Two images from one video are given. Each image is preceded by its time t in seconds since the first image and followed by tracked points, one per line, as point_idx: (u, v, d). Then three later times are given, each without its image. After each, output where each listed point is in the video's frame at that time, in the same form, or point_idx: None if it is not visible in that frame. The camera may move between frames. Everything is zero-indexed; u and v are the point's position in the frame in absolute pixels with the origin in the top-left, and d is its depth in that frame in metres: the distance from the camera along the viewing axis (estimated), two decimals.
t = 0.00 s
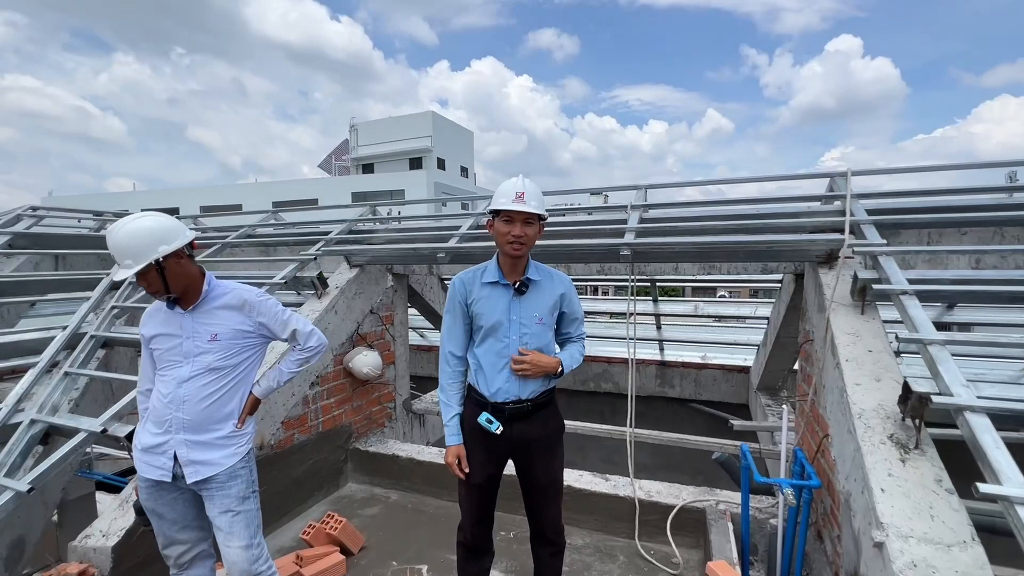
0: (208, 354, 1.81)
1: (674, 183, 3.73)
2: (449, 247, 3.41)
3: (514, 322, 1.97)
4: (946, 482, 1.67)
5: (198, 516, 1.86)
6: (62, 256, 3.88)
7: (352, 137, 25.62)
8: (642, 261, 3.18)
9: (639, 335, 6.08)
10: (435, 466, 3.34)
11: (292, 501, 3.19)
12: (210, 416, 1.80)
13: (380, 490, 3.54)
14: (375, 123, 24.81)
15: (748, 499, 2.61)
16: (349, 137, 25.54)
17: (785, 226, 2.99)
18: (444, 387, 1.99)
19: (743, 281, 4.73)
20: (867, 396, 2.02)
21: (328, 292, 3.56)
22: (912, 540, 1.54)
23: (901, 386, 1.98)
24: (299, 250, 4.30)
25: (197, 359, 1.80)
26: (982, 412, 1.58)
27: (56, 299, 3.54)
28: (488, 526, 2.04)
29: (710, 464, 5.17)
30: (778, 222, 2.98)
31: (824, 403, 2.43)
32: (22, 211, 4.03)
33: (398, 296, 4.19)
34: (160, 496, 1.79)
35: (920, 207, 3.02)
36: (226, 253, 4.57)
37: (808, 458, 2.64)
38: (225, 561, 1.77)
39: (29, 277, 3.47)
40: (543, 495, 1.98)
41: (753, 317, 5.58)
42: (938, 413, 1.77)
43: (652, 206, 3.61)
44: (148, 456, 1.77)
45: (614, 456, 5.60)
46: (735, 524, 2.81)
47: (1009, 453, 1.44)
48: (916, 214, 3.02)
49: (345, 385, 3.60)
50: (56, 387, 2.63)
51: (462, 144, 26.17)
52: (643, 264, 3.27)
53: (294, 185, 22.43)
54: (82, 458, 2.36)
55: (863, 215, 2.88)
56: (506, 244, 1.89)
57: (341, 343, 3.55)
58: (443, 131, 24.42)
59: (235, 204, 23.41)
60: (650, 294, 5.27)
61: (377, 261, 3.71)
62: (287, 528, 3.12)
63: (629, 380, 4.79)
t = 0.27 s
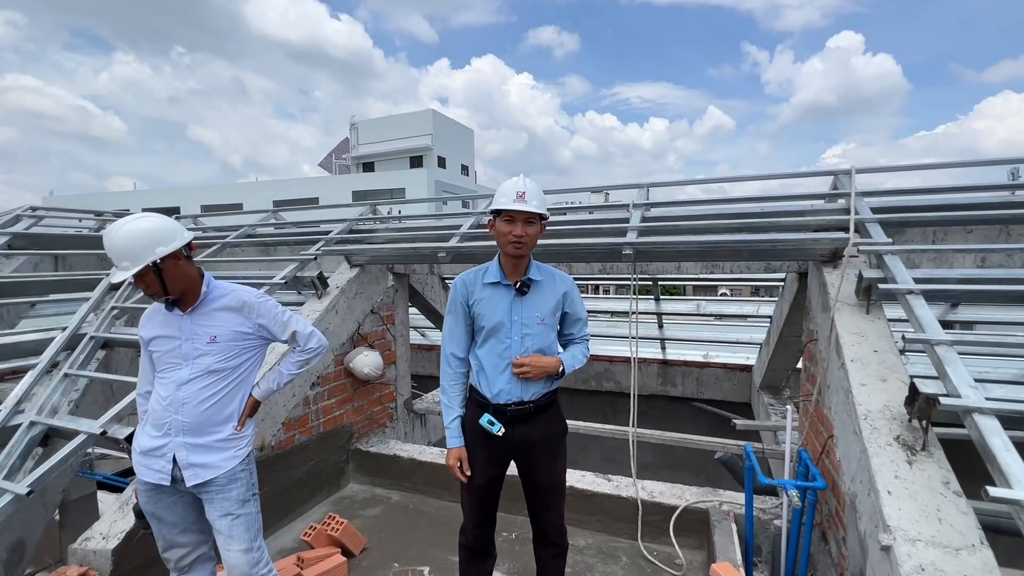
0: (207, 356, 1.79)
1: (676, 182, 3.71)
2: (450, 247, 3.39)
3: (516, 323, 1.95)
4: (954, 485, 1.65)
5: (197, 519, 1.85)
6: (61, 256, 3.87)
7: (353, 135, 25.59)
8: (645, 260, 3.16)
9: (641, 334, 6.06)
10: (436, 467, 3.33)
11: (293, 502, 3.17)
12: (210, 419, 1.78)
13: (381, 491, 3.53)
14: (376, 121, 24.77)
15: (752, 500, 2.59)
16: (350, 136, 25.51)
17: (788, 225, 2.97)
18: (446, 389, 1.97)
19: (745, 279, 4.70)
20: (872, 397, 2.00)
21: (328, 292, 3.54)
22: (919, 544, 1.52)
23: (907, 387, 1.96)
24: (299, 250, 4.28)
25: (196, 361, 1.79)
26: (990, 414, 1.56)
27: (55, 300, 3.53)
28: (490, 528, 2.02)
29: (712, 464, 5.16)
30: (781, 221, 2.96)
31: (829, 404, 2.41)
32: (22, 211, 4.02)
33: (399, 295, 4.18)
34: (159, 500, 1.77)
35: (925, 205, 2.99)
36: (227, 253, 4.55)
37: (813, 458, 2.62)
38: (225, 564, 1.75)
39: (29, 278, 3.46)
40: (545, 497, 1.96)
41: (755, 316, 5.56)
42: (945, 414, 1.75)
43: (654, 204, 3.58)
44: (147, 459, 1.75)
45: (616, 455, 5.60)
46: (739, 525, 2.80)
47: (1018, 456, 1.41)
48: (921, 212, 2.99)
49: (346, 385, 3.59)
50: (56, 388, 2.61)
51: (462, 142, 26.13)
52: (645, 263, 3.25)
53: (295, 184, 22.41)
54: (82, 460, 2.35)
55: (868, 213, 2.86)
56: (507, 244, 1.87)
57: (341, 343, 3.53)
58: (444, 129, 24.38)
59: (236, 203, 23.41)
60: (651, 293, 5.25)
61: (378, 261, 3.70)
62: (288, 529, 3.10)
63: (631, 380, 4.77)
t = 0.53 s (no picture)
0: (211, 358, 1.80)
1: (677, 181, 3.71)
2: (451, 247, 3.39)
3: (518, 323, 1.95)
4: (955, 484, 1.66)
5: (201, 519, 1.85)
6: (63, 257, 3.87)
7: (353, 134, 25.58)
8: (646, 260, 3.17)
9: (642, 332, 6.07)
10: (438, 466, 3.34)
11: (296, 501, 3.18)
12: (213, 420, 1.79)
13: (383, 490, 3.54)
14: (376, 120, 24.76)
15: (754, 500, 2.60)
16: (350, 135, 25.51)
17: (789, 225, 2.97)
18: (448, 390, 1.98)
19: (746, 278, 4.71)
20: (874, 396, 2.00)
21: (330, 292, 3.55)
22: (920, 543, 1.53)
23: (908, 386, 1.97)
24: (301, 250, 4.29)
25: (200, 362, 1.79)
26: (991, 414, 1.56)
27: (58, 300, 3.53)
28: (492, 528, 2.03)
29: (713, 462, 5.17)
30: (782, 220, 2.96)
31: (830, 403, 2.41)
32: (23, 211, 4.02)
33: (400, 295, 4.18)
34: (163, 500, 1.78)
35: (927, 204, 2.99)
36: (228, 253, 4.56)
37: (814, 457, 2.63)
38: (230, 564, 1.76)
39: (31, 279, 3.47)
40: (548, 497, 1.97)
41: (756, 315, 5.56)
42: (946, 414, 1.75)
43: (655, 204, 3.58)
44: (151, 460, 1.76)
45: (617, 454, 5.62)
46: (740, 524, 2.81)
47: (1020, 456, 1.42)
48: (922, 211, 3.00)
49: (348, 385, 3.60)
50: (59, 389, 2.62)
51: (463, 140, 26.10)
52: (647, 262, 3.26)
53: (295, 183, 22.41)
54: (85, 461, 2.36)
55: (869, 213, 2.86)
56: (509, 246, 1.88)
57: (343, 343, 3.54)
58: (444, 128, 24.37)
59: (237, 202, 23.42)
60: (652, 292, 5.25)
61: (379, 261, 3.70)
62: (291, 528, 3.11)
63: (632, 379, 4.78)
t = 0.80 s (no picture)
0: (218, 357, 1.84)
1: (677, 181, 3.73)
2: (453, 247, 3.42)
3: (519, 322, 1.98)
4: (948, 481, 1.69)
5: (208, 515, 1.89)
6: (69, 257, 3.91)
7: (354, 132, 25.60)
8: (646, 259, 3.20)
9: (642, 331, 6.09)
10: (440, 464, 3.37)
11: (300, 498, 3.22)
12: (220, 418, 1.82)
13: (386, 487, 3.57)
14: (377, 118, 24.78)
15: (752, 497, 2.63)
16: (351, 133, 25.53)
17: (788, 225, 2.99)
18: (450, 388, 2.01)
19: (746, 277, 4.73)
20: (869, 395, 2.03)
21: (333, 291, 3.58)
22: (914, 538, 1.56)
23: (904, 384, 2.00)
24: (303, 250, 4.32)
25: (207, 362, 1.83)
26: (984, 412, 1.59)
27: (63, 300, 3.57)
28: (494, 525, 2.06)
29: (713, 460, 5.20)
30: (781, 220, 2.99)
31: (828, 402, 2.44)
32: (29, 211, 4.05)
33: (402, 294, 4.21)
34: (171, 497, 1.81)
35: (925, 203, 3.02)
36: (231, 252, 4.59)
37: (812, 455, 2.66)
38: (237, 559, 1.80)
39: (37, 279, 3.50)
40: (549, 494, 2.00)
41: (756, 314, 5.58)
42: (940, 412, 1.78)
43: (655, 204, 3.61)
44: (160, 457, 1.79)
45: (618, 452, 5.65)
46: (739, 521, 2.84)
47: (1011, 453, 1.45)
48: (920, 211, 3.02)
49: (351, 383, 3.63)
50: (66, 388, 2.66)
51: (463, 139, 26.10)
52: (647, 262, 3.28)
53: (296, 182, 22.45)
54: (93, 458, 2.39)
55: (867, 213, 2.89)
56: (512, 248, 1.90)
57: (346, 342, 3.58)
58: (445, 126, 24.39)
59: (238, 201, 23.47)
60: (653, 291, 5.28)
61: (381, 260, 3.73)
62: (295, 525, 3.15)
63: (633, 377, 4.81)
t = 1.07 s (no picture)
0: (227, 354, 1.89)
1: (677, 181, 3.77)
2: (455, 246, 3.47)
3: (517, 321, 2.03)
4: (939, 475, 1.73)
5: (217, 509, 1.93)
6: (77, 257, 3.96)
7: (356, 131, 25.65)
8: (645, 259, 3.24)
9: (643, 330, 6.13)
10: (443, 461, 3.42)
11: (305, 494, 3.27)
12: (229, 414, 1.87)
13: (390, 484, 3.63)
14: (379, 117, 24.82)
15: (750, 492, 2.67)
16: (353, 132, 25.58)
17: (786, 224, 3.03)
18: (451, 387, 2.06)
19: (746, 276, 4.76)
20: (864, 392, 2.07)
21: (337, 290, 3.63)
22: (904, 531, 1.60)
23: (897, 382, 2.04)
24: (307, 249, 4.37)
25: (216, 359, 1.88)
26: (973, 408, 1.63)
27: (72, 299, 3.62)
28: (495, 518, 2.12)
29: (713, 457, 5.24)
30: (779, 220, 3.02)
31: (824, 399, 2.49)
32: (37, 211, 4.11)
33: (405, 293, 4.26)
34: (182, 490, 1.86)
35: (922, 203, 3.05)
36: (236, 252, 4.64)
37: (809, 451, 2.70)
38: (246, 551, 1.85)
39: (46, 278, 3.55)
40: (549, 488, 2.05)
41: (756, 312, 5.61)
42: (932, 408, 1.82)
43: (655, 203, 3.65)
44: (171, 452, 1.84)
45: (619, 449, 5.70)
46: (737, 516, 2.89)
47: (998, 448, 1.49)
48: (917, 211, 3.05)
49: (354, 381, 3.68)
50: (77, 385, 2.71)
51: (465, 137, 26.13)
52: (647, 261, 3.33)
53: (299, 181, 22.51)
54: (104, 454, 2.44)
55: (864, 213, 2.92)
56: (512, 250, 1.95)
57: (350, 340, 3.63)
58: (447, 125, 24.43)
59: (241, 200, 23.55)
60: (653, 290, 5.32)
61: (385, 260, 3.78)
62: (300, 520, 3.21)
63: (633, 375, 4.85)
